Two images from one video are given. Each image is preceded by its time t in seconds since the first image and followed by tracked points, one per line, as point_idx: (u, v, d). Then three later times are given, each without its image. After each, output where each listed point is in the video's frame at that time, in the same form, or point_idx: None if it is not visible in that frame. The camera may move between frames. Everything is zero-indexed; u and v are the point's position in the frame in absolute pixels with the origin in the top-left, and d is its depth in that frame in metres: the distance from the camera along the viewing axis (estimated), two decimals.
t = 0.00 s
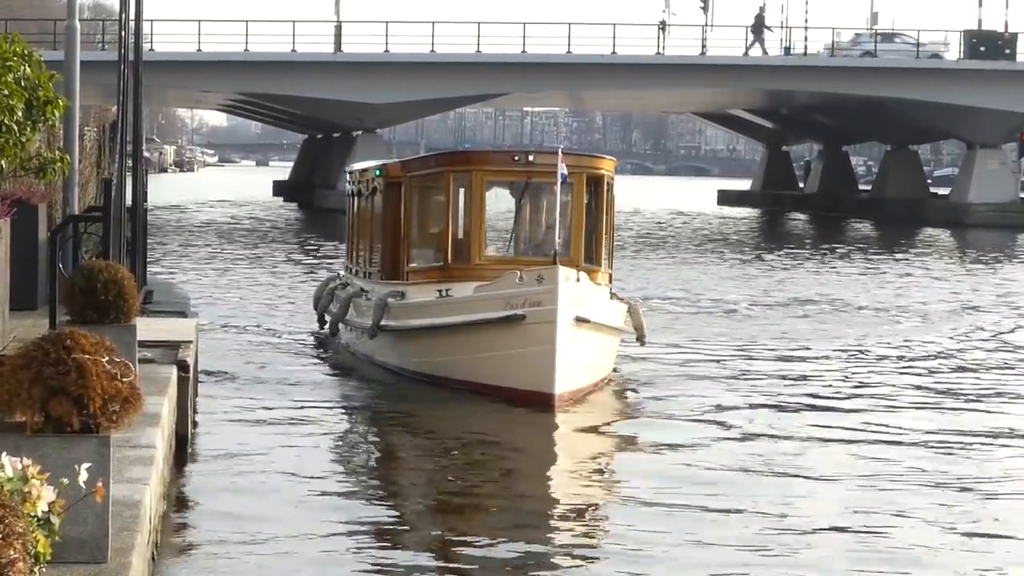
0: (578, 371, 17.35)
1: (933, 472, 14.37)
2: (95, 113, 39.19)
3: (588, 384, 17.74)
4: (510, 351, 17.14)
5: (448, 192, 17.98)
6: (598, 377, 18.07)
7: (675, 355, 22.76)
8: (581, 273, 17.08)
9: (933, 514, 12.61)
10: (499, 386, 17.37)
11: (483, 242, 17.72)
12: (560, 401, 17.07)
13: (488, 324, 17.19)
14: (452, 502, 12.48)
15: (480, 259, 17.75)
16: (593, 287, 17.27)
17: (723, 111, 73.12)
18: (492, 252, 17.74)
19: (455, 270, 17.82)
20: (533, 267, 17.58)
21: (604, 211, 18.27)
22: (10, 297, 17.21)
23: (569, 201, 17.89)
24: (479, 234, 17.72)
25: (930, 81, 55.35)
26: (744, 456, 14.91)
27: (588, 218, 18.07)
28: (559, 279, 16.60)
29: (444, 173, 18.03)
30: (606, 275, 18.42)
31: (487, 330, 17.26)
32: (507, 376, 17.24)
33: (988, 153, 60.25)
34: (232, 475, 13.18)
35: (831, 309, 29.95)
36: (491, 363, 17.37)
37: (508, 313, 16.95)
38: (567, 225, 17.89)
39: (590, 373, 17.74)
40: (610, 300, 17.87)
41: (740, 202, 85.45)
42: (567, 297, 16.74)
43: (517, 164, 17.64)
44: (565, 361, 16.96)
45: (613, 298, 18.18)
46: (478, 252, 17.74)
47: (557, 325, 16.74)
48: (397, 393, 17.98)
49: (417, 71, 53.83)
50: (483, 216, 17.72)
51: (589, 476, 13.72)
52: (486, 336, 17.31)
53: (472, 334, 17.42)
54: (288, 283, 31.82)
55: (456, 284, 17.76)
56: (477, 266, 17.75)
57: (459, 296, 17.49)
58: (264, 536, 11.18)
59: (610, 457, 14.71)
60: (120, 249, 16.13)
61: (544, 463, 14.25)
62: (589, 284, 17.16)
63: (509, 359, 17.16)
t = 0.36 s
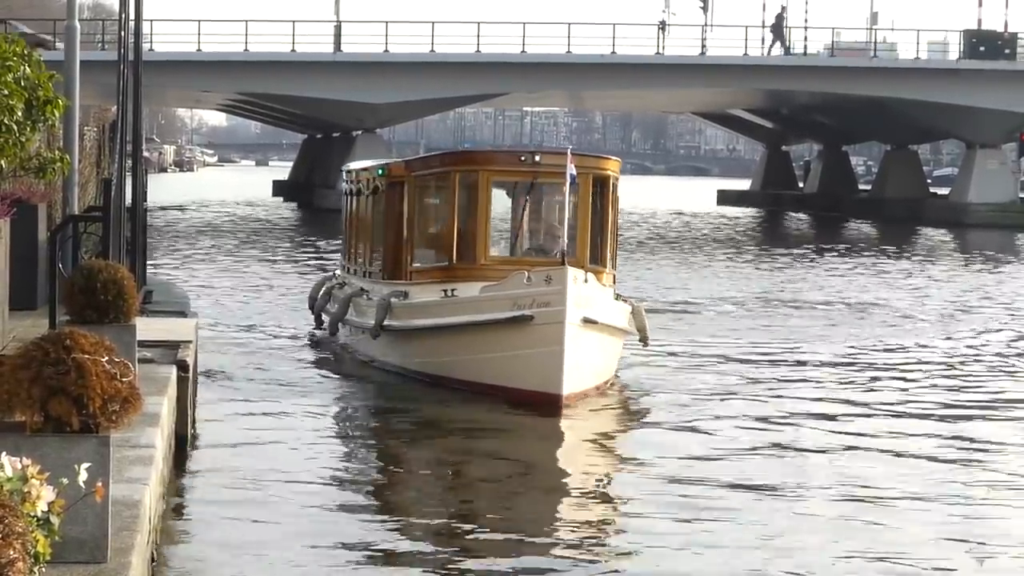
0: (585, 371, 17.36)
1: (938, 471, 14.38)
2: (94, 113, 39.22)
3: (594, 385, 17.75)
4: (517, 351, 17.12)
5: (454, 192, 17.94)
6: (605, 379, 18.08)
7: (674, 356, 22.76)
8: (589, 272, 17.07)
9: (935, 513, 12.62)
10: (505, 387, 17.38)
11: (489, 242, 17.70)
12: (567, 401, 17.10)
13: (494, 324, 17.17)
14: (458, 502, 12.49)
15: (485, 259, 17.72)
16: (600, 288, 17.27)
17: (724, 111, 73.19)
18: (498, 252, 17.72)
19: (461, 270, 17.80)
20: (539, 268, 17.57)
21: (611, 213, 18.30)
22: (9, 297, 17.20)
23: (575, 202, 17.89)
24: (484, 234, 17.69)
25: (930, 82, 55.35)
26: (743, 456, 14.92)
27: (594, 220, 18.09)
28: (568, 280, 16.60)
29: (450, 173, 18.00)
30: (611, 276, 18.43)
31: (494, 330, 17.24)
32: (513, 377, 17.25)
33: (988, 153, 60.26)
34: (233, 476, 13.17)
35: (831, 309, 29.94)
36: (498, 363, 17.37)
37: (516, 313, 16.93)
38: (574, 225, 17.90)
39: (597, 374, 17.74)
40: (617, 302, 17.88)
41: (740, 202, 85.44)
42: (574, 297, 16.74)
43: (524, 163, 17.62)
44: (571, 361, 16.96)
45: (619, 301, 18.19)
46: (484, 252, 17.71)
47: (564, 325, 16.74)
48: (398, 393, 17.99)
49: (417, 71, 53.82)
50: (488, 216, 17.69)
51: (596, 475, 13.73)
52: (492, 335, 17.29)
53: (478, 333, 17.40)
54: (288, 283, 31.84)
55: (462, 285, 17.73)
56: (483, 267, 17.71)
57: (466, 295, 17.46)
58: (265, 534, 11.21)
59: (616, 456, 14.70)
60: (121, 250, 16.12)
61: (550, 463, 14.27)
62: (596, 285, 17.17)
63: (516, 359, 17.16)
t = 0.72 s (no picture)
0: (591, 373, 17.33)
1: (940, 472, 14.37)
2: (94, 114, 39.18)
3: (600, 387, 17.72)
4: (523, 353, 17.11)
5: (460, 193, 17.95)
6: (610, 381, 18.05)
7: (673, 356, 22.76)
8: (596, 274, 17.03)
9: (935, 515, 12.61)
10: (510, 388, 17.36)
11: (494, 242, 17.74)
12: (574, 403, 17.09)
13: (500, 325, 17.16)
14: (461, 503, 12.48)
15: (490, 259, 17.75)
16: (606, 290, 17.22)
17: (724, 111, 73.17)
18: (503, 253, 17.76)
19: (466, 271, 17.83)
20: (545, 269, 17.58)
21: (616, 215, 18.31)
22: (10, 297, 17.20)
23: (581, 203, 17.87)
24: (490, 234, 17.74)
25: (931, 82, 55.35)
26: (743, 458, 14.92)
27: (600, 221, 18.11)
28: (577, 282, 16.56)
29: (455, 174, 17.99)
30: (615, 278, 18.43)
31: (500, 331, 17.22)
32: (519, 378, 17.23)
33: (988, 153, 60.29)
34: (233, 475, 13.18)
35: (832, 309, 29.93)
36: (504, 364, 17.36)
37: (523, 314, 16.91)
38: (581, 226, 17.89)
39: (603, 376, 17.70)
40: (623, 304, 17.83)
41: (740, 202, 85.43)
42: (582, 298, 16.71)
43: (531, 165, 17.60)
44: (578, 363, 16.92)
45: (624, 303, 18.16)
46: (489, 253, 17.75)
47: (573, 327, 16.71)
48: (399, 393, 18.01)
49: (417, 71, 53.82)
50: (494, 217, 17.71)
51: (600, 478, 13.71)
52: (498, 336, 17.28)
53: (483, 334, 17.39)
54: (288, 283, 31.85)
55: (467, 286, 17.79)
56: (488, 267, 17.74)
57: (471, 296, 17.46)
58: (265, 534, 11.21)
59: (619, 459, 14.67)
60: (120, 251, 16.12)
61: (554, 464, 14.26)
62: (604, 287, 17.12)
63: (522, 361, 17.15)
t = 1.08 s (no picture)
0: (599, 375, 17.30)
1: (940, 473, 14.37)
2: (93, 115, 39.19)
3: (606, 389, 17.70)
4: (530, 355, 17.10)
5: (466, 193, 17.92)
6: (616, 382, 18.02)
7: (673, 357, 22.74)
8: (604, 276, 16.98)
9: (935, 516, 12.61)
10: (517, 389, 17.35)
11: (500, 243, 17.71)
12: (582, 405, 17.07)
13: (507, 326, 17.13)
14: (462, 504, 12.47)
15: (496, 260, 17.75)
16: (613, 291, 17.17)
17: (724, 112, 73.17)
18: (508, 253, 17.75)
19: (471, 271, 17.83)
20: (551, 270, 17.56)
21: (622, 216, 18.32)
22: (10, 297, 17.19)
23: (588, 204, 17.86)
24: (497, 234, 17.70)
25: (930, 82, 55.34)
26: (743, 459, 14.90)
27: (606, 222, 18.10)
28: (585, 284, 16.53)
29: (461, 173, 17.97)
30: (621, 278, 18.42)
31: (507, 333, 17.20)
32: (527, 379, 17.22)
33: (988, 153, 60.28)
34: (233, 476, 13.17)
35: (832, 309, 29.93)
36: (511, 366, 17.35)
37: (530, 316, 16.88)
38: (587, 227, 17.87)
39: (610, 377, 17.68)
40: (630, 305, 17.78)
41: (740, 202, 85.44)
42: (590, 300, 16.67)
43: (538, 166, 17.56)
44: (586, 365, 16.89)
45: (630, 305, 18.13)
46: (495, 254, 17.75)
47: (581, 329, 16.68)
48: (400, 394, 17.99)
49: (417, 71, 53.83)
50: (500, 217, 17.68)
51: (605, 480, 13.69)
52: (504, 338, 17.26)
53: (489, 335, 17.38)
54: (288, 283, 31.83)
55: (473, 286, 17.80)
56: (494, 267, 17.74)
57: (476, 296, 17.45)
58: (265, 535, 11.21)
59: (624, 461, 14.64)
60: (120, 251, 16.12)
61: (558, 466, 14.25)
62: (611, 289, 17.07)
63: (529, 362, 17.14)
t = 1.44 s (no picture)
0: (606, 376, 17.29)
1: (940, 475, 14.39)
2: (93, 115, 39.18)
3: (611, 390, 17.68)
4: (537, 355, 17.09)
5: (473, 193, 17.90)
6: (621, 384, 18.00)
7: (674, 359, 22.76)
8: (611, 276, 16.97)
9: (935, 516, 12.63)
10: (523, 390, 17.33)
11: (506, 243, 17.70)
12: (589, 406, 17.05)
13: (514, 326, 17.12)
14: (462, 505, 12.48)
15: (502, 260, 17.74)
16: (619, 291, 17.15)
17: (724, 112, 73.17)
18: (514, 253, 17.74)
19: (477, 271, 17.83)
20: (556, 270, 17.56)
21: (627, 217, 18.32)
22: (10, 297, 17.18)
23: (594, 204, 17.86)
24: (503, 233, 17.68)
25: (930, 81, 55.35)
26: (743, 460, 14.92)
27: (611, 223, 18.10)
28: (594, 284, 16.53)
29: (467, 173, 17.96)
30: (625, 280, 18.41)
31: (513, 333, 17.20)
32: (532, 380, 17.20)
33: (988, 153, 60.29)
34: (233, 476, 13.18)
35: (832, 309, 29.95)
36: (517, 366, 17.34)
37: (538, 316, 16.87)
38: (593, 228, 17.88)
39: (616, 379, 17.65)
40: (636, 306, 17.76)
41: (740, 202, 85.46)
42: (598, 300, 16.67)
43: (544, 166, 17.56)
44: (594, 366, 16.88)
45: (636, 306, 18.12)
46: (501, 254, 17.74)
47: (589, 329, 16.68)
48: (399, 395, 18.00)
49: (418, 70, 53.84)
50: (506, 216, 17.66)
51: (609, 482, 13.68)
52: (511, 338, 17.26)
53: (496, 336, 17.38)
54: (289, 284, 31.84)
55: (478, 287, 17.79)
56: (500, 268, 17.73)
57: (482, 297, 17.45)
58: (265, 535, 11.23)
59: (627, 464, 14.63)
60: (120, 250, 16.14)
61: (561, 468, 14.25)
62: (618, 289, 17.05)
63: (535, 364, 17.14)
